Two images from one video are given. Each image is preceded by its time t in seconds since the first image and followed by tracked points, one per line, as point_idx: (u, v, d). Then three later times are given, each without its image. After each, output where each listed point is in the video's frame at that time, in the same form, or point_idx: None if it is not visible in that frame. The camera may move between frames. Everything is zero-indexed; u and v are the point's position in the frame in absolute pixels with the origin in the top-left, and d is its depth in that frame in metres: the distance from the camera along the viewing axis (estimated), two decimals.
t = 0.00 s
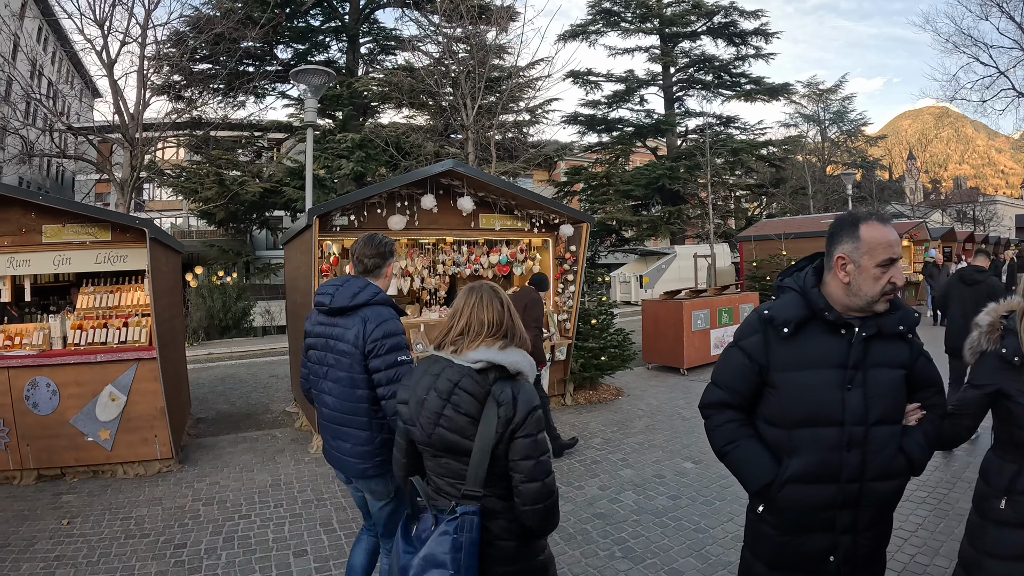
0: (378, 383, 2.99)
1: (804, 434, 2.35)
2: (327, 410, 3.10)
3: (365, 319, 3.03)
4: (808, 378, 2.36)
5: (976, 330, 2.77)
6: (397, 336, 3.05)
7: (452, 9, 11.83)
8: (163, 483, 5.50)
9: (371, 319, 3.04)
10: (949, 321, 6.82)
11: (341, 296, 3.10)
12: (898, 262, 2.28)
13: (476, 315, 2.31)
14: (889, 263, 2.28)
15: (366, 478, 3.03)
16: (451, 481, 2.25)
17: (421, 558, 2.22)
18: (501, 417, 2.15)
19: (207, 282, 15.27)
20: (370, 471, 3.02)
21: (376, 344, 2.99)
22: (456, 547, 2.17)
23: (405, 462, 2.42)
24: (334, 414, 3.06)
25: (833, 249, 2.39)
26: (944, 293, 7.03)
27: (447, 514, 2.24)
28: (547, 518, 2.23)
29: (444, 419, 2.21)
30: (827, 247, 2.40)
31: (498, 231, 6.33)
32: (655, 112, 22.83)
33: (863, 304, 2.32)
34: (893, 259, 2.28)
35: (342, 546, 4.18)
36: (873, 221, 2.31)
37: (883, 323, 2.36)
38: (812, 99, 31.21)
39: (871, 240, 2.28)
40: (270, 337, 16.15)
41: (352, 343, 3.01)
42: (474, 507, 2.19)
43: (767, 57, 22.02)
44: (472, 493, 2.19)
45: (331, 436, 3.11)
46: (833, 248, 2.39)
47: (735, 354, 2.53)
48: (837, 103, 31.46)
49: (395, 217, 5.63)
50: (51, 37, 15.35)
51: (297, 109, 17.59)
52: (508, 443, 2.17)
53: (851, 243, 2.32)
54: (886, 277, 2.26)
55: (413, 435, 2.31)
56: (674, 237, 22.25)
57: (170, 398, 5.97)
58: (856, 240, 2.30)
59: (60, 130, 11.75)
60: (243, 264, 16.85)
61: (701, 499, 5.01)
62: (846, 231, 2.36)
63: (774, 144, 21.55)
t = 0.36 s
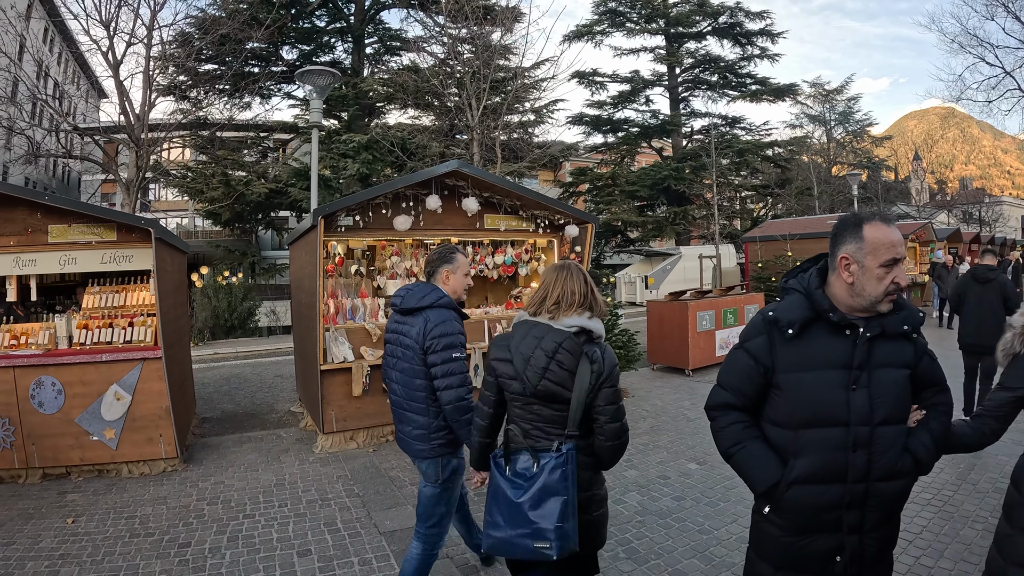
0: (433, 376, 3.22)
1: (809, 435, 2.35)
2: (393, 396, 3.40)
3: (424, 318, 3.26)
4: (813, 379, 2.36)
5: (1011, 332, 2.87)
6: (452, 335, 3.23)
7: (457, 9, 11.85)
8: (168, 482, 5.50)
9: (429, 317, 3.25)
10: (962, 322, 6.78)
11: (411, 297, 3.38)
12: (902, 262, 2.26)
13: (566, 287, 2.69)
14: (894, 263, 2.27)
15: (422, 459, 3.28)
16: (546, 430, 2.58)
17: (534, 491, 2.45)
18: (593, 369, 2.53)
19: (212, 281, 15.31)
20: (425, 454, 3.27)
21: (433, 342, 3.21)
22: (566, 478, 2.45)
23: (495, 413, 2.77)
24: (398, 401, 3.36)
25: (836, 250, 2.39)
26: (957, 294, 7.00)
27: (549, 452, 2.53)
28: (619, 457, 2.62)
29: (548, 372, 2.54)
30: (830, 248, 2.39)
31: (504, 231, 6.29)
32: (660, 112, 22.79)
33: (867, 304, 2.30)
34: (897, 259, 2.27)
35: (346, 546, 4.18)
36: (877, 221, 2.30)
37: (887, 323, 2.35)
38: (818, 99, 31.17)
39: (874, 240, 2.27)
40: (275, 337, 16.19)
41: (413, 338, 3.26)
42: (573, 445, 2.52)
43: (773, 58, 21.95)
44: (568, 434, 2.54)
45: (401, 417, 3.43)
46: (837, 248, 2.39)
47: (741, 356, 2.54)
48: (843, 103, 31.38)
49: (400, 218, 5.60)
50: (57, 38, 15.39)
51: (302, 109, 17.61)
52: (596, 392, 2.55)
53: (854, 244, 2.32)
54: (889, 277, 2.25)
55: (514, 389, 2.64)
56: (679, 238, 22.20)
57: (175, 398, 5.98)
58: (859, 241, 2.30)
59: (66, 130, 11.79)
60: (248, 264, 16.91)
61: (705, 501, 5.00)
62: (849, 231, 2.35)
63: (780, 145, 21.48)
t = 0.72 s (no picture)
0: (488, 347, 3.71)
1: (813, 435, 2.35)
2: (459, 368, 3.92)
3: (482, 295, 3.78)
4: (818, 379, 2.35)
5: None
6: (505, 309, 3.71)
7: (462, 10, 11.87)
8: (171, 482, 5.50)
9: (486, 294, 3.77)
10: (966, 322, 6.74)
11: (472, 281, 3.92)
12: (909, 264, 2.25)
13: (608, 289, 3.00)
14: (900, 265, 2.26)
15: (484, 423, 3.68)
16: (586, 409, 2.93)
17: (573, 457, 2.79)
18: (628, 360, 2.86)
19: (216, 282, 15.34)
20: (484, 417, 3.69)
21: (488, 315, 3.71)
22: (599, 448, 2.77)
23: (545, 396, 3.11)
24: (461, 371, 3.87)
25: (842, 252, 2.38)
26: (959, 296, 6.99)
27: (587, 426, 2.87)
28: (653, 436, 2.91)
29: (590, 362, 2.91)
30: (836, 249, 2.39)
31: (507, 232, 6.27)
32: (664, 113, 22.76)
33: (873, 306, 2.30)
34: (904, 260, 2.26)
35: (349, 546, 4.18)
36: (884, 222, 2.30)
37: (893, 325, 2.34)
38: (822, 100, 31.10)
39: (881, 242, 2.27)
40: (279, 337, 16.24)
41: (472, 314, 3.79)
42: (608, 422, 2.83)
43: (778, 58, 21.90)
44: (604, 413, 2.86)
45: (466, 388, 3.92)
46: (843, 250, 2.39)
47: (746, 355, 2.54)
48: (847, 104, 31.33)
49: (404, 218, 5.58)
50: (62, 38, 15.42)
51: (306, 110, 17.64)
52: (632, 378, 2.87)
53: (860, 245, 2.32)
54: (896, 279, 2.24)
55: (560, 376, 3.02)
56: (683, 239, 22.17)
57: (179, 397, 6.00)
58: (866, 242, 2.29)
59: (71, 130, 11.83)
60: (253, 265, 16.95)
61: (708, 502, 4.99)
62: (856, 232, 2.35)
63: (784, 146, 21.44)
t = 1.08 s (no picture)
0: (549, 348, 3.79)
1: (815, 435, 2.34)
2: (517, 368, 4.02)
3: (541, 299, 3.87)
4: (821, 379, 2.35)
5: None
6: (564, 312, 3.80)
7: (464, 10, 11.88)
8: (172, 481, 5.50)
9: (545, 298, 3.86)
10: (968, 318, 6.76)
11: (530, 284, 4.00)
12: (910, 265, 2.24)
13: (638, 277, 3.37)
14: (902, 265, 2.25)
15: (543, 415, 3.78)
16: (622, 382, 3.30)
17: (608, 422, 3.19)
18: (657, 339, 3.25)
19: (218, 281, 15.35)
20: (543, 411, 3.79)
21: (549, 318, 3.80)
22: (632, 415, 3.17)
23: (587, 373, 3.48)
24: (518, 370, 3.97)
25: (844, 252, 2.37)
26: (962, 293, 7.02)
27: (622, 396, 3.26)
28: (682, 406, 3.25)
29: (625, 339, 3.31)
30: (838, 250, 2.38)
31: (508, 232, 6.26)
32: (666, 113, 22.71)
33: (874, 306, 2.29)
34: (906, 260, 2.25)
35: (350, 546, 4.18)
36: (887, 223, 2.28)
37: (895, 325, 2.33)
38: (824, 101, 31.05)
39: (883, 242, 2.25)
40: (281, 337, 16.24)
41: (531, 317, 3.88)
42: (640, 393, 3.22)
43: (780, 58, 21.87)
44: (638, 385, 3.25)
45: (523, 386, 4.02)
46: (845, 250, 2.37)
47: (749, 355, 2.55)
48: (849, 104, 31.29)
49: (405, 218, 5.56)
50: (64, 37, 15.42)
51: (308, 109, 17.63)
52: (661, 354, 3.26)
53: (861, 246, 2.30)
54: (897, 280, 2.23)
55: (601, 354, 3.41)
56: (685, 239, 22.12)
57: (181, 396, 6.00)
58: (867, 243, 2.28)
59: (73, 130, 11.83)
60: (255, 264, 16.95)
61: (709, 502, 4.99)
62: (857, 233, 2.34)
63: (786, 146, 21.41)
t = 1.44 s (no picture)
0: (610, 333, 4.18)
1: (818, 433, 2.34)
2: (577, 352, 4.37)
3: (604, 289, 4.25)
4: (824, 377, 2.34)
5: None
6: (625, 301, 4.20)
7: (467, 9, 11.88)
8: (174, 479, 5.51)
9: (608, 288, 4.24)
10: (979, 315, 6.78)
11: (592, 275, 4.38)
12: (912, 262, 2.23)
13: (685, 275, 3.68)
14: (903, 263, 2.24)
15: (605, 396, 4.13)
16: (670, 370, 3.55)
17: (660, 407, 3.43)
18: (705, 333, 3.52)
19: (222, 279, 15.39)
20: (603, 391, 4.15)
21: (611, 308, 4.18)
22: (681, 400, 3.42)
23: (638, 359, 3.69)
24: (579, 354, 4.32)
25: (844, 250, 2.36)
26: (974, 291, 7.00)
27: (672, 382, 3.50)
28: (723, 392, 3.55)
29: (676, 331, 3.57)
30: (838, 248, 2.37)
31: (511, 230, 6.25)
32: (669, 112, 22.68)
33: (876, 304, 2.28)
34: (906, 258, 2.24)
35: (351, 543, 4.19)
36: (887, 221, 2.27)
37: (896, 322, 2.33)
38: (828, 99, 31.01)
39: (882, 240, 2.25)
40: (284, 335, 16.31)
41: (595, 306, 4.25)
42: (689, 380, 3.48)
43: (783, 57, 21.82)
44: (687, 372, 3.50)
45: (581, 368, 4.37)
46: (845, 248, 2.37)
47: (751, 354, 2.54)
48: (853, 103, 31.22)
49: (408, 216, 5.53)
50: (68, 36, 15.46)
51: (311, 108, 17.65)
52: (708, 346, 3.53)
53: (862, 245, 2.30)
54: (898, 277, 2.22)
55: (652, 344, 3.66)
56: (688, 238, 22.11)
57: (183, 394, 6.00)
58: (867, 241, 2.28)
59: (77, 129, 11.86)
60: (259, 262, 16.99)
61: (711, 502, 4.96)
62: (857, 231, 2.33)
63: (789, 144, 21.37)
